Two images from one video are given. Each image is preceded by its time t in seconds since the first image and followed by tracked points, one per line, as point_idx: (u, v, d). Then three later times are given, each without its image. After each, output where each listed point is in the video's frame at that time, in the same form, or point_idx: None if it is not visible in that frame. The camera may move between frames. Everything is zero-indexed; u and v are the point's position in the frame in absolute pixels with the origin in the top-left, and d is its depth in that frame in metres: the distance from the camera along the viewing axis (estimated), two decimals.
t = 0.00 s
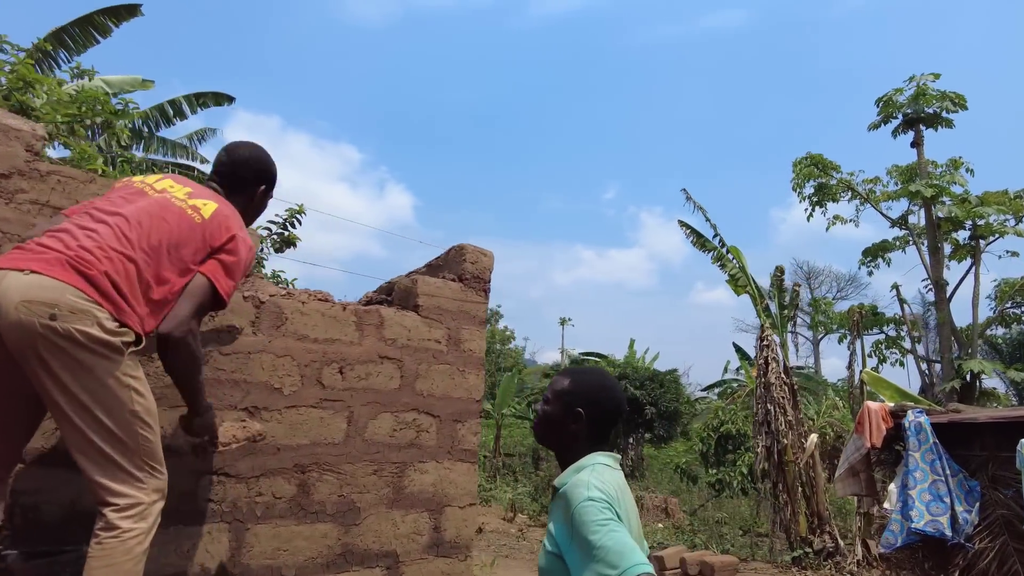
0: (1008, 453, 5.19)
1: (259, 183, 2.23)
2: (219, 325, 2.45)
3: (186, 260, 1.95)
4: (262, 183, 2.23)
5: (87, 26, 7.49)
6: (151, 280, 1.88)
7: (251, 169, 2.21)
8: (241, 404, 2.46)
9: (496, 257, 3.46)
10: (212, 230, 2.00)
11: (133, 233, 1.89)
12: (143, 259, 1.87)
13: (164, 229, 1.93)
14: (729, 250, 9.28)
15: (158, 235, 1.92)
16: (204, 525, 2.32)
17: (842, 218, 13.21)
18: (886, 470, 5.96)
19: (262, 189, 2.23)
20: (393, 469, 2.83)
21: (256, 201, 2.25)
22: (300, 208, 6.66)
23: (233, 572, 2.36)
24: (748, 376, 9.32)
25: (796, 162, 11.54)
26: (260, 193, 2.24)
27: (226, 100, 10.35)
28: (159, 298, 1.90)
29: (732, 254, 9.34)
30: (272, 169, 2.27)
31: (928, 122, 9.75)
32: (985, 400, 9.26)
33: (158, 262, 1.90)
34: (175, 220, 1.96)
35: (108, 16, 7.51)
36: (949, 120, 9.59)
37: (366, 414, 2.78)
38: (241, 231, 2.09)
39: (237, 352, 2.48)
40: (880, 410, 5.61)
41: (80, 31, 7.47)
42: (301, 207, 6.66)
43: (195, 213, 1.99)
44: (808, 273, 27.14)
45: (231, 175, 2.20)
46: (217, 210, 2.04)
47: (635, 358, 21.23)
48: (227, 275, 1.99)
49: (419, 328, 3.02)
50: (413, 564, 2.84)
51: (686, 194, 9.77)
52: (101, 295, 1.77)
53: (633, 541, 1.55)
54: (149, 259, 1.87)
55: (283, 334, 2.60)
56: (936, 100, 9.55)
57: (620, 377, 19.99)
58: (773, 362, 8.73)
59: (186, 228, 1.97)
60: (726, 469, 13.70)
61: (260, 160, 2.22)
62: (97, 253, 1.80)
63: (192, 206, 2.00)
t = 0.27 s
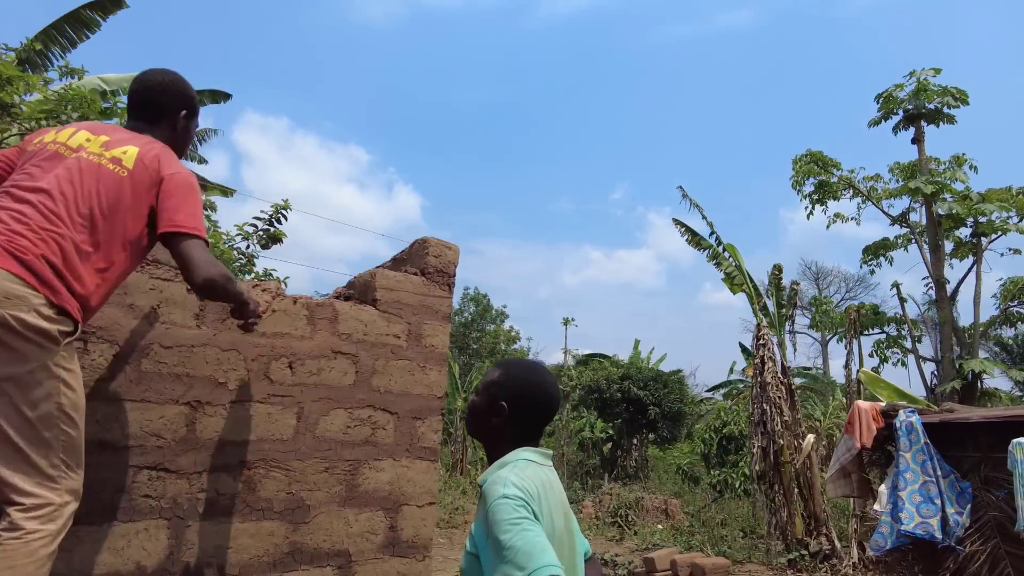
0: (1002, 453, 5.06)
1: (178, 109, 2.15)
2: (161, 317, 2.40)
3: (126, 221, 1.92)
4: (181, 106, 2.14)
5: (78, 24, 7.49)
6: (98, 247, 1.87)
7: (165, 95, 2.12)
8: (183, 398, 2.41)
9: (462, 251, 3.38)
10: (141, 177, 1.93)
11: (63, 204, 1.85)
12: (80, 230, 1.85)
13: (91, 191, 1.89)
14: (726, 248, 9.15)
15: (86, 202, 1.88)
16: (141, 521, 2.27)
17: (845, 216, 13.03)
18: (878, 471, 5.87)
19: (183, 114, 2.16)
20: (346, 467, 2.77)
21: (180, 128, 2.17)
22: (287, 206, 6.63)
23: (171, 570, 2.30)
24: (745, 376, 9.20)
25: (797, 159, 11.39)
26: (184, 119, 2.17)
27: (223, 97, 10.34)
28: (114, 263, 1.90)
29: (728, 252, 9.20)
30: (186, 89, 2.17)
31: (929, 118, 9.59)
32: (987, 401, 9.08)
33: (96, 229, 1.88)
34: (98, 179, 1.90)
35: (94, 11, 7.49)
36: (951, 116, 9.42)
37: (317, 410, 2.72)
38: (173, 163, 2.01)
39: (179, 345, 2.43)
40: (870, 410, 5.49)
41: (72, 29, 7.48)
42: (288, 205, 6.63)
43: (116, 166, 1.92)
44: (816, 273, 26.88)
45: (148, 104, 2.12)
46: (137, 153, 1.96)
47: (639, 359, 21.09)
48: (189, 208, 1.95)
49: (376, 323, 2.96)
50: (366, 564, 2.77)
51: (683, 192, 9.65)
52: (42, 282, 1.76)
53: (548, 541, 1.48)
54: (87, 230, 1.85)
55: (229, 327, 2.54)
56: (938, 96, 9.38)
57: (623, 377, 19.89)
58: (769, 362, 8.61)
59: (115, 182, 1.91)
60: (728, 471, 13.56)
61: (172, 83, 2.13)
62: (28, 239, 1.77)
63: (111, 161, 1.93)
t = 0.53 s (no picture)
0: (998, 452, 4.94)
1: (106, 73, 2.23)
2: (106, 302, 2.37)
3: (79, 194, 2.06)
4: (111, 72, 2.23)
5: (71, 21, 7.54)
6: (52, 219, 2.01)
7: (91, 61, 2.20)
8: (128, 385, 2.37)
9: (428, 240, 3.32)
10: (91, 148, 2.07)
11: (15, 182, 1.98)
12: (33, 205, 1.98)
13: (36, 165, 2.01)
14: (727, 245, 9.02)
15: (39, 178, 2.01)
16: (80, 509, 2.24)
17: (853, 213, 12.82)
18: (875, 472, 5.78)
19: (111, 77, 2.24)
20: (300, 458, 2.73)
21: (110, 92, 2.25)
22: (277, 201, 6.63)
23: (111, 559, 2.28)
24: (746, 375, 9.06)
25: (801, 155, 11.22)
26: (116, 85, 2.26)
27: (224, 95, 10.42)
28: (71, 234, 2.05)
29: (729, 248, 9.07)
30: (114, 51, 2.25)
31: (936, 112, 9.41)
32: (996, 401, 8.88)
33: (49, 203, 2.01)
34: (46, 156, 2.03)
35: (88, 9, 7.57)
36: (958, 109, 9.23)
37: (270, 400, 2.69)
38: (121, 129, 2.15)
39: (125, 332, 2.39)
40: (864, 407, 5.36)
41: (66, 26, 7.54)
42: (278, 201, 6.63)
43: (63, 142, 2.05)
44: (828, 273, 26.57)
45: (77, 71, 2.19)
46: (81, 125, 2.08)
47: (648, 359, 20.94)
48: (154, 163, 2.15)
49: (334, 312, 2.92)
50: (320, 557, 2.74)
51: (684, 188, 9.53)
52: (1, 262, 1.89)
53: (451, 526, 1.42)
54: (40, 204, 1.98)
55: (178, 315, 2.51)
56: (944, 89, 9.20)
57: (631, 377, 19.79)
58: (770, 360, 8.48)
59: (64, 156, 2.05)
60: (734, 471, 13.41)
61: (95, 49, 2.20)
62: None
63: (58, 137, 2.06)
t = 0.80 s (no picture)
0: None
1: (77, 83, 2.25)
2: (81, 303, 2.40)
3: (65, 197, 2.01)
4: (82, 82, 2.25)
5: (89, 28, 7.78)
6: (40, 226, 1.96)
7: (61, 70, 2.21)
8: (102, 384, 2.40)
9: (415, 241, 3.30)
10: (81, 154, 2.04)
11: None
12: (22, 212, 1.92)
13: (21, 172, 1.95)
14: (749, 244, 8.81)
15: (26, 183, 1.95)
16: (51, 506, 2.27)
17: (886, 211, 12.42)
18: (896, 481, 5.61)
19: (83, 87, 2.26)
20: (278, 459, 2.73)
21: (83, 101, 2.26)
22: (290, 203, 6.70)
23: (83, 557, 2.30)
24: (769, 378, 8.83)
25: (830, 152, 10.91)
26: (89, 94, 2.28)
27: (247, 98, 10.64)
28: (63, 241, 2.01)
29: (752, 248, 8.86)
30: (82, 61, 2.28)
31: (971, 105, 9.05)
32: None
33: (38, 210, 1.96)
34: (32, 162, 1.97)
35: (107, 18, 7.83)
36: (995, 102, 8.86)
37: (248, 400, 2.69)
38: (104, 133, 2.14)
39: (100, 332, 2.42)
40: (882, 413, 5.18)
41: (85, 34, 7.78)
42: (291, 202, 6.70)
43: (50, 149, 2.01)
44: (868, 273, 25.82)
45: (46, 82, 2.20)
46: (65, 133, 2.05)
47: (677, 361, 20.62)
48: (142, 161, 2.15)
49: (315, 313, 2.91)
50: (297, 558, 2.73)
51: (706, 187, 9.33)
52: None
53: (370, 535, 1.38)
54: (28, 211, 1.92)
55: (154, 315, 2.53)
56: (980, 81, 8.84)
57: (660, 380, 19.53)
58: (794, 363, 8.25)
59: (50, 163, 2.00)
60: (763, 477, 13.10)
61: (63, 59, 2.22)
62: None
63: (43, 144, 2.01)
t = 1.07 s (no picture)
0: None
1: (60, 69, 2.29)
2: (68, 282, 2.45)
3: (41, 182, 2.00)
4: (65, 69, 2.30)
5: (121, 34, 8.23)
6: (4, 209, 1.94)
7: (44, 55, 2.26)
8: (89, 361, 2.44)
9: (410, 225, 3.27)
10: (60, 139, 2.01)
11: None
12: None
13: None
14: (784, 238, 8.52)
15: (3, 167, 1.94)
16: (36, 479, 2.32)
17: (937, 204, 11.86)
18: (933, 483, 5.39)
19: (66, 74, 2.31)
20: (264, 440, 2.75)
21: (66, 88, 2.31)
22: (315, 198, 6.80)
23: (66, 530, 2.35)
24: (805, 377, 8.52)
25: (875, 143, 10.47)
26: (71, 81, 2.31)
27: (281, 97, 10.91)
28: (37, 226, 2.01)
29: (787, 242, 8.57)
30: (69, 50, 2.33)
31: None
32: None
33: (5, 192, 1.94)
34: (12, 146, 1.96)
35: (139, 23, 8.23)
36: None
37: (235, 381, 2.71)
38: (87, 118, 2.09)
39: (87, 310, 2.46)
40: (916, 410, 4.94)
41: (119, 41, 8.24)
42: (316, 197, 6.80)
43: (29, 132, 1.98)
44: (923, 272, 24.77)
45: (29, 68, 2.25)
46: (45, 117, 2.01)
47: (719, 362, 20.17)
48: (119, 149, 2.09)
49: (305, 295, 2.91)
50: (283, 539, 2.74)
51: (740, 179, 9.07)
52: None
53: (290, 504, 1.35)
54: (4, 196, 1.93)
55: (140, 295, 2.57)
56: None
57: (702, 381, 18.92)
58: (831, 360, 7.94)
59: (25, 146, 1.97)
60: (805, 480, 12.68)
61: (47, 46, 2.27)
62: None
63: (23, 127, 1.98)
